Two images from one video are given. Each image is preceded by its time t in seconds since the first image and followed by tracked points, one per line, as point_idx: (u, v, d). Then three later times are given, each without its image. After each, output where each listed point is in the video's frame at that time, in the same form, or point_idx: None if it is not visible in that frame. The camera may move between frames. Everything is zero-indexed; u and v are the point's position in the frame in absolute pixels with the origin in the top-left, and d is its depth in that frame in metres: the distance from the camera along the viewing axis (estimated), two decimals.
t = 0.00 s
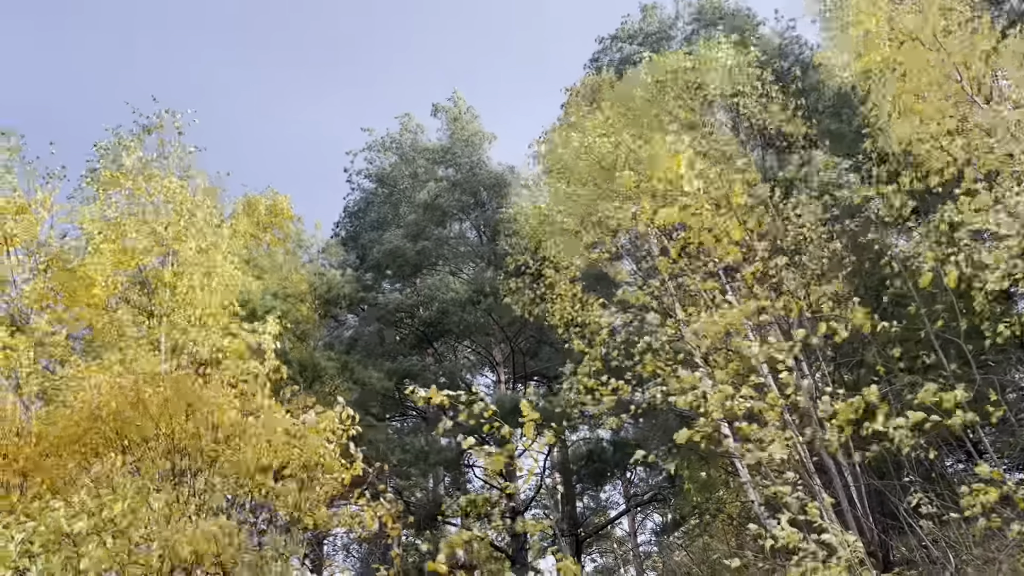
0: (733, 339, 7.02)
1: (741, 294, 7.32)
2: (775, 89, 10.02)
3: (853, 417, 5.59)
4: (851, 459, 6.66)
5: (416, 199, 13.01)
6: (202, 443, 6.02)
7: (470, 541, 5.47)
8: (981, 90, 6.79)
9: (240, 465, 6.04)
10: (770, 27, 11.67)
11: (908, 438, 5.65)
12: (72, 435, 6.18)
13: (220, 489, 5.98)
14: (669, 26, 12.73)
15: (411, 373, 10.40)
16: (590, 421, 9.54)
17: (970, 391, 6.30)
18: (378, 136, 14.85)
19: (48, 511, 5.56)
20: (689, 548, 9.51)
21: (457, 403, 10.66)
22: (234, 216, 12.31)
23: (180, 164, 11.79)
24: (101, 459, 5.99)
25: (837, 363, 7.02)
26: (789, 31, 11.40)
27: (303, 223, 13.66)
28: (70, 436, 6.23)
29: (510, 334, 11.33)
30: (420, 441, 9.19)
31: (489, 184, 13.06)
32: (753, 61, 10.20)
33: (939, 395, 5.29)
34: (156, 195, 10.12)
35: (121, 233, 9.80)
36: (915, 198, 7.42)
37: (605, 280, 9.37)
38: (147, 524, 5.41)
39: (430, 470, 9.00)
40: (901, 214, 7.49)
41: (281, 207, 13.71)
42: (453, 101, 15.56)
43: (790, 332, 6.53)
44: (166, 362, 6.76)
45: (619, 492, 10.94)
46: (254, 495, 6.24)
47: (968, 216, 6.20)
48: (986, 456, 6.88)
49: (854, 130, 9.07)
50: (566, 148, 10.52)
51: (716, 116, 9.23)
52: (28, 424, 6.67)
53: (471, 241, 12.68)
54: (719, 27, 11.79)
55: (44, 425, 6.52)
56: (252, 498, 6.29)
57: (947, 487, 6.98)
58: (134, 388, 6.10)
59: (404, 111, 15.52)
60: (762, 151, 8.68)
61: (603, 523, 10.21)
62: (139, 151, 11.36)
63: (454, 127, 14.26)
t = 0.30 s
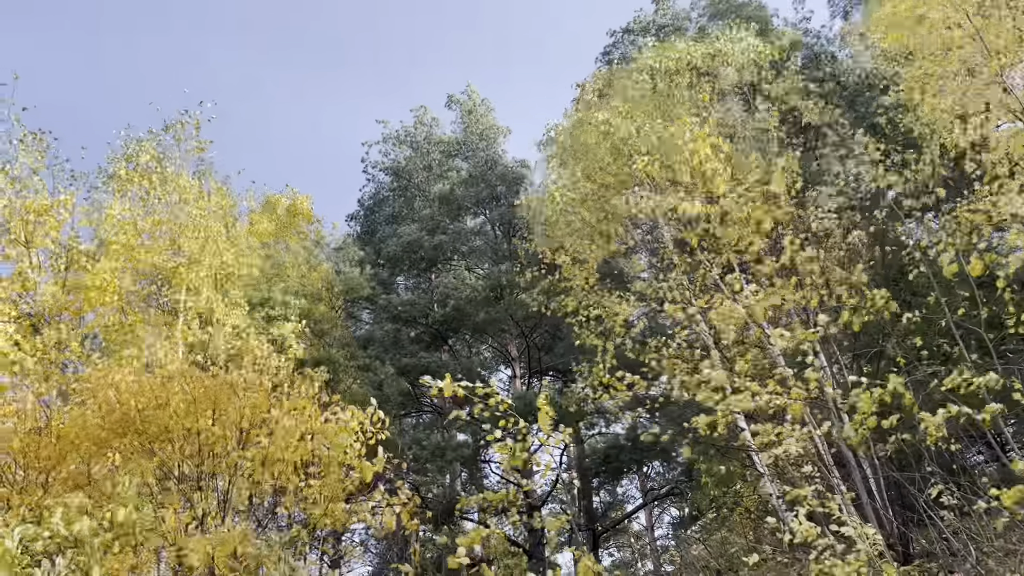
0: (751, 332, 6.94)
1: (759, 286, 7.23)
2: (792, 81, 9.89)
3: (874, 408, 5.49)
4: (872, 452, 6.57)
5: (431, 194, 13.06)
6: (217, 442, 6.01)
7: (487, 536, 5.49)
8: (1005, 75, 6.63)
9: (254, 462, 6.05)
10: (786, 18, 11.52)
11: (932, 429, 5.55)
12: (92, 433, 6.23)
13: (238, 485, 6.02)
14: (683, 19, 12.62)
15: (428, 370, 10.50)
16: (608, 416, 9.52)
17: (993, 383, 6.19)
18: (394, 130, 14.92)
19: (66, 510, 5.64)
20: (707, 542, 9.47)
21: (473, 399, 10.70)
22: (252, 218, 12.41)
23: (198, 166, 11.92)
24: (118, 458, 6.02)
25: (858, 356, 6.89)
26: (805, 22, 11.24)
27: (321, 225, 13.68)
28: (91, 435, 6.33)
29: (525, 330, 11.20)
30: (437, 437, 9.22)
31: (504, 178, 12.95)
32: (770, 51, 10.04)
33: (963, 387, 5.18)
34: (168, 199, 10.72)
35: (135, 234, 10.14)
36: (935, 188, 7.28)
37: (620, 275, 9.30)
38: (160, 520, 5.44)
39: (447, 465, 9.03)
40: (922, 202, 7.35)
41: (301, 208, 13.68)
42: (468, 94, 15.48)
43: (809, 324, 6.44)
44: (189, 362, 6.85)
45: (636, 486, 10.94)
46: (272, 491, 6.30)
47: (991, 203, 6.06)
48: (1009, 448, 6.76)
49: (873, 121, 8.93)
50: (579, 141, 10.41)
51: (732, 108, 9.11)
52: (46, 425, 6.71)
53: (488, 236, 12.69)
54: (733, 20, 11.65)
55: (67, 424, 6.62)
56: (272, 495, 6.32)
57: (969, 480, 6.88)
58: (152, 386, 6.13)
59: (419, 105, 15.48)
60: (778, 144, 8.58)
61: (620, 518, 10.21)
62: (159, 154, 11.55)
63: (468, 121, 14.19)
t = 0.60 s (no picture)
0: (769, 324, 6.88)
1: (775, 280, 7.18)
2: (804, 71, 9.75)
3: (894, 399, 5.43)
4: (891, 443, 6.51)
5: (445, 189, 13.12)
6: (231, 440, 6.04)
7: (505, 532, 5.53)
8: None
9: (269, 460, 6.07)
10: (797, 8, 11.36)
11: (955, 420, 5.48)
12: (117, 430, 6.37)
13: (257, 482, 6.06)
14: (695, 10, 12.42)
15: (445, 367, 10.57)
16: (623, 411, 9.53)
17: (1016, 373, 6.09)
18: (406, 124, 14.95)
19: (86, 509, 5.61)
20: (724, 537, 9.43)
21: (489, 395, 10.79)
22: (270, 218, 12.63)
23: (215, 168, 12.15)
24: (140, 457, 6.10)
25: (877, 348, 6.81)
26: (816, 12, 11.08)
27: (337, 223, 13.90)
28: (117, 433, 6.37)
29: (541, 326, 11.28)
30: (452, 432, 9.31)
31: (518, 173, 13.01)
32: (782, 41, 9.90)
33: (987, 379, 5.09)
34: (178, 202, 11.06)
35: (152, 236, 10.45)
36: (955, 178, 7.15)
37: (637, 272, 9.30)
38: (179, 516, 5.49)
39: (462, 461, 9.11)
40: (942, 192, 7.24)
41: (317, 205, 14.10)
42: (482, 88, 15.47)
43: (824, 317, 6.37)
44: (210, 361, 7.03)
45: (653, 480, 10.97)
46: (293, 490, 6.22)
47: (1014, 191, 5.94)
48: None
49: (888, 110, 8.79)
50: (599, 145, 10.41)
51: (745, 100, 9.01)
52: (68, 425, 6.45)
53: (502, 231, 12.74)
54: (744, 11, 11.50)
55: (89, 424, 6.54)
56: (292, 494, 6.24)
57: (990, 472, 6.81)
58: (175, 384, 6.24)
59: (431, 97, 15.50)
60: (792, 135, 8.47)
61: (637, 512, 10.24)
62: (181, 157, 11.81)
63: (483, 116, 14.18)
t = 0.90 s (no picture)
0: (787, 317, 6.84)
1: (793, 273, 7.13)
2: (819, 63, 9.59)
3: (915, 392, 5.38)
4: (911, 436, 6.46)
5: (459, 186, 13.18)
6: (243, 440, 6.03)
7: (525, 528, 5.58)
8: None
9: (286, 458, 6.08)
10: None
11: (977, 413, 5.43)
12: (136, 431, 6.49)
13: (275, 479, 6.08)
14: (707, 3, 12.20)
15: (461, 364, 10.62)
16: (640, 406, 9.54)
17: None
18: (418, 119, 14.98)
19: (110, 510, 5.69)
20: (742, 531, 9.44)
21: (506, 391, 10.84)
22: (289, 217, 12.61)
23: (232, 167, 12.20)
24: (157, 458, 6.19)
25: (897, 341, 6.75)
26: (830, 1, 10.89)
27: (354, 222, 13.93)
28: (137, 433, 6.49)
29: (556, 322, 11.31)
30: (470, 429, 9.37)
31: (532, 168, 13.00)
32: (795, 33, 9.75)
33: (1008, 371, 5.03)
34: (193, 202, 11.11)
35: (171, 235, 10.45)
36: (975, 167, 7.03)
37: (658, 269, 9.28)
38: (202, 514, 5.56)
39: (479, 457, 9.18)
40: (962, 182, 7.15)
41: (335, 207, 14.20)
42: (495, 84, 15.48)
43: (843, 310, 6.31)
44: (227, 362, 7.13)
45: (670, 475, 10.96)
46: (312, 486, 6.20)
47: None
48: None
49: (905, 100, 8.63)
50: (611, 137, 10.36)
51: (758, 92, 8.90)
52: (90, 425, 6.64)
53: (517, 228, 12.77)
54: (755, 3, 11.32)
55: (110, 425, 6.71)
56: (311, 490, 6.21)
57: (1013, 464, 6.71)
58: (189, 386, 6.40)
59: (442, 91, 15.51)
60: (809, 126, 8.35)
61: (655, 507, 10.24)
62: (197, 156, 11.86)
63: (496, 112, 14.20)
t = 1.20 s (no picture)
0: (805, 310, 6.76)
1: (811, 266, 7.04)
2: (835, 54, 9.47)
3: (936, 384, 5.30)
4: (933, 429, 6.36)
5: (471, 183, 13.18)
6: (257, 437, 6.09)
7: (542, 525, 5.55)
8: None
9: (302, 454, 6.10)
10: None
11: (1002, 404, 5.32)
12: (152, 431, 6.50)
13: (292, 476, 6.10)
14: None
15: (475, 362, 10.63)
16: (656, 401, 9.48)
17: None
18: (429, 117, 15.00)
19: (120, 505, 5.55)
20: (761, 527, 9.38)
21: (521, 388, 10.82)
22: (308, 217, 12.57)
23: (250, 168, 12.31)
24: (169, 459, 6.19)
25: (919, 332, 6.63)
26: None
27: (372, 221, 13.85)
28: (151, 433, 6.51)
29: (570, 319, 11.28)
30: (485, 426, 9.37)
31: (544, 165, 13.10)
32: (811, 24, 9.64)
33: None
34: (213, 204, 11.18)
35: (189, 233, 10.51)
36: (996, 158, 6.90)
37: (667, 262, 8.85)
38: (219, 509, 5.60)
39: (494, 453, 9.18)
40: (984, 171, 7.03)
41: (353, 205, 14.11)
42: (506, 81, 15.47)
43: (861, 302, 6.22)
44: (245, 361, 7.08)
45: (687, 471, 10.93)
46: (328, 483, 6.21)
47: None
48: None
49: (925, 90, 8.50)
50: (628, 133, 10.31)
51: (773, 84, 8.79)
52: (110, 424, 6.66)
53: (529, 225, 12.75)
54: None
55: (128, 423, 6.71)
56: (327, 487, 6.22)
57: None
58: (205, 384, 6.36)
59: (453, 88, 15.51)
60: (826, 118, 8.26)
61: (672, 503, 10.21)
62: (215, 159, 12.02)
63: (507, 109, 14.23)
